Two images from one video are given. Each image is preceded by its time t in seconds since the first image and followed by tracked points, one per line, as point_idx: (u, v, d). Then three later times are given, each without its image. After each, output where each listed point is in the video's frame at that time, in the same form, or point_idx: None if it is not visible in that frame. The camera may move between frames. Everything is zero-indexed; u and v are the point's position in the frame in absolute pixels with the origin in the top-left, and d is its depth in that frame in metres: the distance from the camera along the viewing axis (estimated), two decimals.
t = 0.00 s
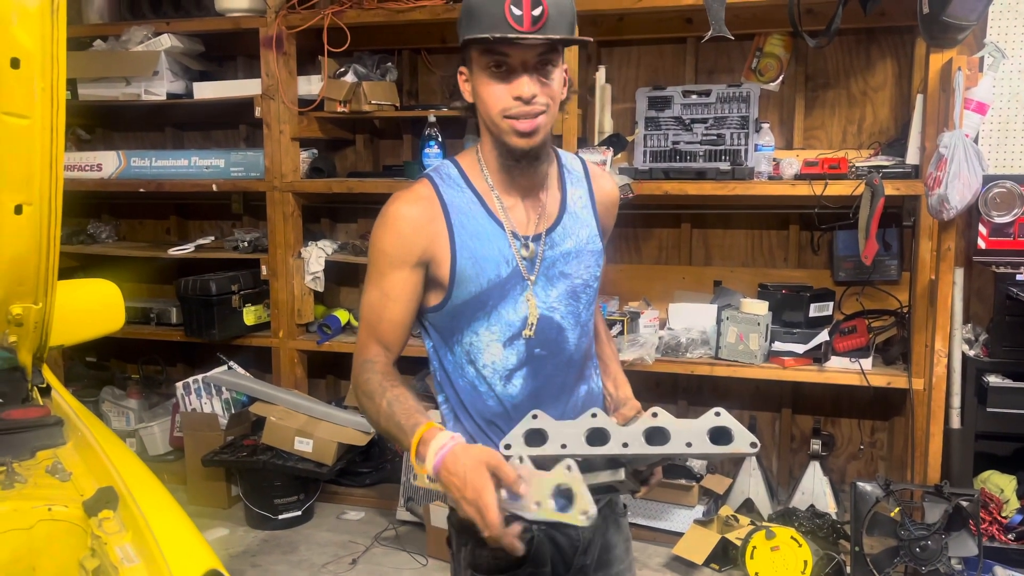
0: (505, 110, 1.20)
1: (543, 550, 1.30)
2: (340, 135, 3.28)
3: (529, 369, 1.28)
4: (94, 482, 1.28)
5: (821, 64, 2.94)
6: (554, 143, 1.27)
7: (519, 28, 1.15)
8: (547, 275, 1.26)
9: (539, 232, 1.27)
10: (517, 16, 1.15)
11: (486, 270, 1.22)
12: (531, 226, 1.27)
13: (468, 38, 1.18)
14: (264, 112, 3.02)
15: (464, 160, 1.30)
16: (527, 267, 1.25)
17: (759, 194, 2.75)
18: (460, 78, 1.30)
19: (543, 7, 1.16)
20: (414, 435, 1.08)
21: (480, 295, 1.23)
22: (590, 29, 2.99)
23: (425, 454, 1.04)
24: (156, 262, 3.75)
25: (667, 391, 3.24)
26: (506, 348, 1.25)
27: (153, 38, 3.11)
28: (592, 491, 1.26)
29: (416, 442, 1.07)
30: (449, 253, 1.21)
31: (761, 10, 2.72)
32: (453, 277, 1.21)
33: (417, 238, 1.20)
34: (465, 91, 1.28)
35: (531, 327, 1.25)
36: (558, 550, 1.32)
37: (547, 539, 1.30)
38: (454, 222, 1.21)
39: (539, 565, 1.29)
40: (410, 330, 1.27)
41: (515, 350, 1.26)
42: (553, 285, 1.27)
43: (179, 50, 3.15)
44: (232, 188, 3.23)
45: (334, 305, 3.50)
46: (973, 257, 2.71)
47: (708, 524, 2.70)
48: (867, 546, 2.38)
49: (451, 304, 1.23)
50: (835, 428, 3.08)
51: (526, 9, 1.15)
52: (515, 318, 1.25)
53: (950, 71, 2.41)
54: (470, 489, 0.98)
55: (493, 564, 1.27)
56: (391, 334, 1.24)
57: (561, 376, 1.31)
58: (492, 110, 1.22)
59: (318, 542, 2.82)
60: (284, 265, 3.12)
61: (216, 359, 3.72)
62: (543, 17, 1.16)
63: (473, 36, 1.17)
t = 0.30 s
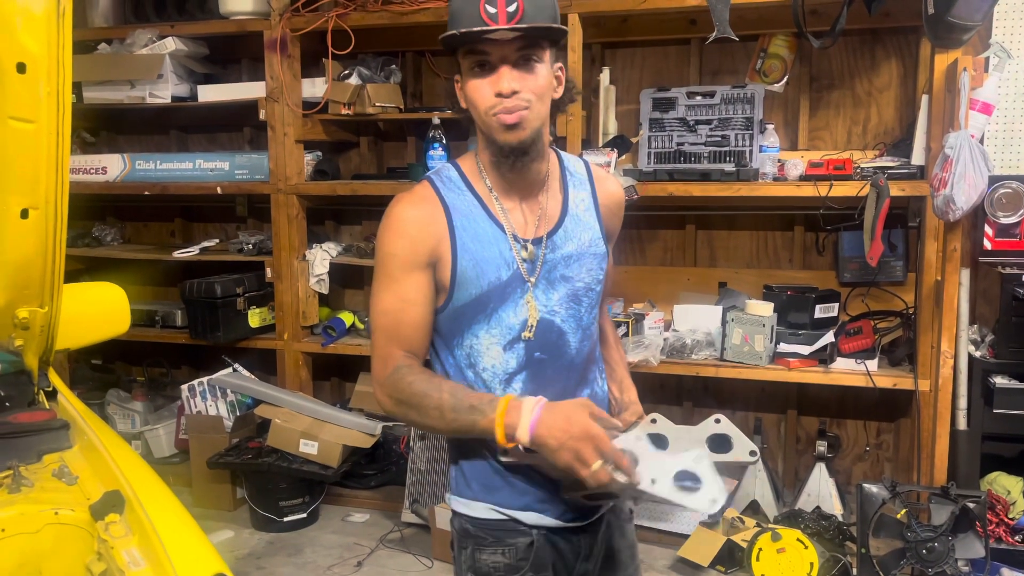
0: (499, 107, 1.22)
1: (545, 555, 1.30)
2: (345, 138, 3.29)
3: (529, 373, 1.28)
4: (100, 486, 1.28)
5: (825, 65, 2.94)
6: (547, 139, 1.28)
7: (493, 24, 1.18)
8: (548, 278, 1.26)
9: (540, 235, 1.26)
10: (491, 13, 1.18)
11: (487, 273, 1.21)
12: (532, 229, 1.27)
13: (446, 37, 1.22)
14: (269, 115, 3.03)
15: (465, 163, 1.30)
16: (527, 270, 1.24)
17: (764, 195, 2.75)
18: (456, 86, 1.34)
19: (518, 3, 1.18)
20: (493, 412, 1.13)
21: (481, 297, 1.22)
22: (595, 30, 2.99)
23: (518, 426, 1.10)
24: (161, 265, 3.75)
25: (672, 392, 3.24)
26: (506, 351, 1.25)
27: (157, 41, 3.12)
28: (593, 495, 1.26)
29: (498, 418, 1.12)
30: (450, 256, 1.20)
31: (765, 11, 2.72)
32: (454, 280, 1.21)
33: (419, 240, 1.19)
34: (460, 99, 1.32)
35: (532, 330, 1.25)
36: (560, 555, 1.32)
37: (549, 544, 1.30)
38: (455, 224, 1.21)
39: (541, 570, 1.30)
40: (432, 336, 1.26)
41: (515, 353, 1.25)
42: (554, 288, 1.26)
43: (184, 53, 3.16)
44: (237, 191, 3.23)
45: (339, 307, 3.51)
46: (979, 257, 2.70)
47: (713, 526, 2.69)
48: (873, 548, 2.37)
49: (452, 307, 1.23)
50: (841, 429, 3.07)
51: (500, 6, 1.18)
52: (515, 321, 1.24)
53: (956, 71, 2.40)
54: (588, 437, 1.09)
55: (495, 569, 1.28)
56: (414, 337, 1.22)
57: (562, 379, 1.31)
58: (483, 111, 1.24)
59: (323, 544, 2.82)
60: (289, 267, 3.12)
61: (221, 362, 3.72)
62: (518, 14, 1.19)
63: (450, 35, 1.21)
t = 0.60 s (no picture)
0: (499, 108, 1.22)
1: (548, 556, 1.30)
2: (348, 139, 3.29)
3: (532, 374, 1.28)
4: (107, 488, 1.28)
5: (829, 64, 2.94)
6: (547, 140, 1.28)
7: (494, 25, 1.18)
8: (550, 279, 1.26)
9: (542, 235, 1.27)
10: (491, 14, 1.18)
11: (489, 274, 1.21)
12: (534, 230, 1.27)
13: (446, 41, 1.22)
14: (273, 116, 3.04)
15: (467, 163, 1.30)
16: (529, 271, 1.24)
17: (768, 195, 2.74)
18: (455, 87, 1.34)
19: (517, 3, 1.19)
20: (522, 408, 1.17)
21: (483, 298, 1.22)
22: (598, 30, 2.99)
23: (550, 421, 1.16)
24: (165, 266, 3.76)
25: (676, 392, 3.24)
26: (508, 352, 1.25)
27: (161, 43, 3.13)
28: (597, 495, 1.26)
29: (527, 414, 1.17)
30: (452, 257, 1.20)
31: (769, 10, 2.72)
32: (457, 281, 1.21)
33: (422, 241, 1.19)
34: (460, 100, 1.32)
35: (533, 332, 1.25)
36: (563, 556, 1.32)
37: (551, 545, 1.30)
38: (457, 225, 1.21)
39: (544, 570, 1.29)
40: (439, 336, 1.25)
41: (517, 354, 1.26)
42: (556, 290, 1.26)
43: (188, 55, 3.16)
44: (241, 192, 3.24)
45: (343, 308, 3.52)
46: (983, 256, 2.69)
47: (718, 526, 2.69)
48: (879, 547, 2.37)
49: (455, 308, 1.23)
50: (846, 429, 3.07)
51: (500, 7, 1.18)
52: (517, 322, 1.24)
53: (960, 70, 2.40)
54: (621, 425, 1.17)
55: (497, 570, 1.28)
56: (423, 339, 1.21)
57: (565, 381, 1.31)
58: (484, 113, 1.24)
59: (328, 545, 2.82)
60: (293, 268, 3.13)
61: (226, 363, 3.73)
62: (517, 14, 1.19)
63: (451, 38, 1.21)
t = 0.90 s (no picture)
0: (480, 119, 1.21)
1: (552, 555, 1.30)
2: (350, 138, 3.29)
3: (536, 373, 1.28)
4: (111, 488, 1.29)
5: (831, 62, 2.93)
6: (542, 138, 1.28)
7: (479, 36, 1.17)
8: (554, 278, 1.26)
9: (546, 235, 1.27)
10: (476, 25, 1.17)
11: (493, 273, 1.21)
12: (538, 229, 1.27)
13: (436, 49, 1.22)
14: (275, 116, 3.04)
15: (470, 162, 1.30)
16: (533, 270, 1.25)
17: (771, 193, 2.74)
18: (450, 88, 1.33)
19: (503, 15, 1.17)
20: (526, 410, 1.18)
21: (487, 298, 1.23)
22: (600, 28, 2.98)
23: (553, 424, 1.16)
24: (168, 267, 3.77)
25: (679, 390, 3.24)
26: (511, 351, 1.26)
27: (164, 43, 3.13)
28: (601, 495, 1.26)
29: (531, 416, 1.17)
30: (456, 256, 1.20)
31: (771, 8, 2.72)
32: (460, 280, 1.21)
33: (426, 241, 1.19)
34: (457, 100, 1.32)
35: (537, 331, 1.26)
36: (567, 555, 1.32)
37: (556, 544, 1.30)
38: (461, 224, 1.21)
39: (548, 570, 1.30)
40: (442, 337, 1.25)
41: (521, 353, 1.26)
42: (560, 289, 1.27)
43: (190, 56, 3.17)
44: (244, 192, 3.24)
45: (346, 308, 3.52)
46: (986, 254, 2.69)
47: (722, 524, 2.69)
48: (883, 546, 2.37)
49: (459, 307, 1.23)
50: (849, 427, 3.06)
51: (486, 17, 1.17)
52: (521, 321, 1.25)
53: (963, 67, 2.39)
54: (624, 427, 1.16)
55: (502, 569, 1.28)
56: (427, 339, 1.21)
57: (569, 380, 1.31)
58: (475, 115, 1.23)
59: (332, 544, 2.82)
60: (296, 267, 3.14)
61: (229, 363, 3.74)
62: (503, 25, 1.17)
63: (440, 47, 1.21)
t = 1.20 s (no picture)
0: (480, 116, 1.22)
1: (558, 551, 1.31)
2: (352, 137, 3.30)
3: (542, 371, 1.28)
4: (116, 486, 1.29)
5: (833, 59, 2.93)
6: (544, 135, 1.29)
7: (476, 35, 1.18)
8: (559, 275, 1.27)
9: (551, 232, 1.27)
10: (474, 24, 1.18)
11: (498, 270, 1.22)
12: (543, 227, 1.28)
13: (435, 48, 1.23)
14: (277, 115, 3.04)
15: (475, 160, 1.30)
16: (538, 267, 1.25)
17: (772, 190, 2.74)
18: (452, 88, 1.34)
19: (500, 13, 1.17)
20: (526, 409, 1.18)
21: (492, 295, 1.23)
22: (601, 26, 2.99)
23: (552, 424, 1.16)
24: (171, 266, 3.78)
25: (682, 388, 3.24)
26: (517, 348, 1.26)
27: (165, 43, 3.14)
28: (605, 492, 1.27)
29: (531, 415, 1.17)
30: (461, 253, 1.21)
31: (772, 6, 2.72)
32: (465, 278, 1.21)
33: (430, 239, 1.19)
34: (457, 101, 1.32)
35: (543, 329, 1.26)
36: (573, 552, 1.33)
37: (561, 541, 1.31)
38: (466, 222, 1.21)
39: (553, 567, 1.30)
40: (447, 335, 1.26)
41: (526, 351, 1.26)
42: (565, 286, 1.27)
43: (192, 55, 3.17)
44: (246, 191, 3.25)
45: (348, 306, 3.53)
46: (988, 250, 2.69)
47: (725, 521, 2.70)
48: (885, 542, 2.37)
49: (463, 305, 1.23)
50: (851, 423, 3.07)
51: (483, 16, 1.17)
52: (526, 318, 1.25)
53: (964, 63, 2.39)
54: (623, 425, 1.15)
55: (508, 566, 1.29)
56: (431, 337, 1.22)
57: (574, 378, 1.31)
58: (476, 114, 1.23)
59: (335, 542, 2.83)
60: (298, 266, 3.14)
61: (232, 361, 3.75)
62: (500, 23, 1.17)
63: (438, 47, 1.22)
